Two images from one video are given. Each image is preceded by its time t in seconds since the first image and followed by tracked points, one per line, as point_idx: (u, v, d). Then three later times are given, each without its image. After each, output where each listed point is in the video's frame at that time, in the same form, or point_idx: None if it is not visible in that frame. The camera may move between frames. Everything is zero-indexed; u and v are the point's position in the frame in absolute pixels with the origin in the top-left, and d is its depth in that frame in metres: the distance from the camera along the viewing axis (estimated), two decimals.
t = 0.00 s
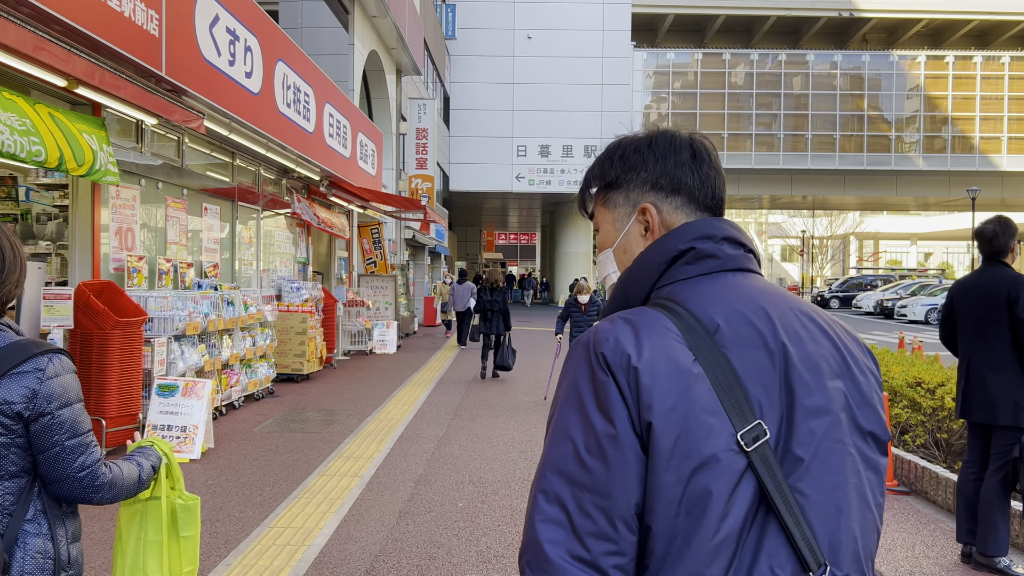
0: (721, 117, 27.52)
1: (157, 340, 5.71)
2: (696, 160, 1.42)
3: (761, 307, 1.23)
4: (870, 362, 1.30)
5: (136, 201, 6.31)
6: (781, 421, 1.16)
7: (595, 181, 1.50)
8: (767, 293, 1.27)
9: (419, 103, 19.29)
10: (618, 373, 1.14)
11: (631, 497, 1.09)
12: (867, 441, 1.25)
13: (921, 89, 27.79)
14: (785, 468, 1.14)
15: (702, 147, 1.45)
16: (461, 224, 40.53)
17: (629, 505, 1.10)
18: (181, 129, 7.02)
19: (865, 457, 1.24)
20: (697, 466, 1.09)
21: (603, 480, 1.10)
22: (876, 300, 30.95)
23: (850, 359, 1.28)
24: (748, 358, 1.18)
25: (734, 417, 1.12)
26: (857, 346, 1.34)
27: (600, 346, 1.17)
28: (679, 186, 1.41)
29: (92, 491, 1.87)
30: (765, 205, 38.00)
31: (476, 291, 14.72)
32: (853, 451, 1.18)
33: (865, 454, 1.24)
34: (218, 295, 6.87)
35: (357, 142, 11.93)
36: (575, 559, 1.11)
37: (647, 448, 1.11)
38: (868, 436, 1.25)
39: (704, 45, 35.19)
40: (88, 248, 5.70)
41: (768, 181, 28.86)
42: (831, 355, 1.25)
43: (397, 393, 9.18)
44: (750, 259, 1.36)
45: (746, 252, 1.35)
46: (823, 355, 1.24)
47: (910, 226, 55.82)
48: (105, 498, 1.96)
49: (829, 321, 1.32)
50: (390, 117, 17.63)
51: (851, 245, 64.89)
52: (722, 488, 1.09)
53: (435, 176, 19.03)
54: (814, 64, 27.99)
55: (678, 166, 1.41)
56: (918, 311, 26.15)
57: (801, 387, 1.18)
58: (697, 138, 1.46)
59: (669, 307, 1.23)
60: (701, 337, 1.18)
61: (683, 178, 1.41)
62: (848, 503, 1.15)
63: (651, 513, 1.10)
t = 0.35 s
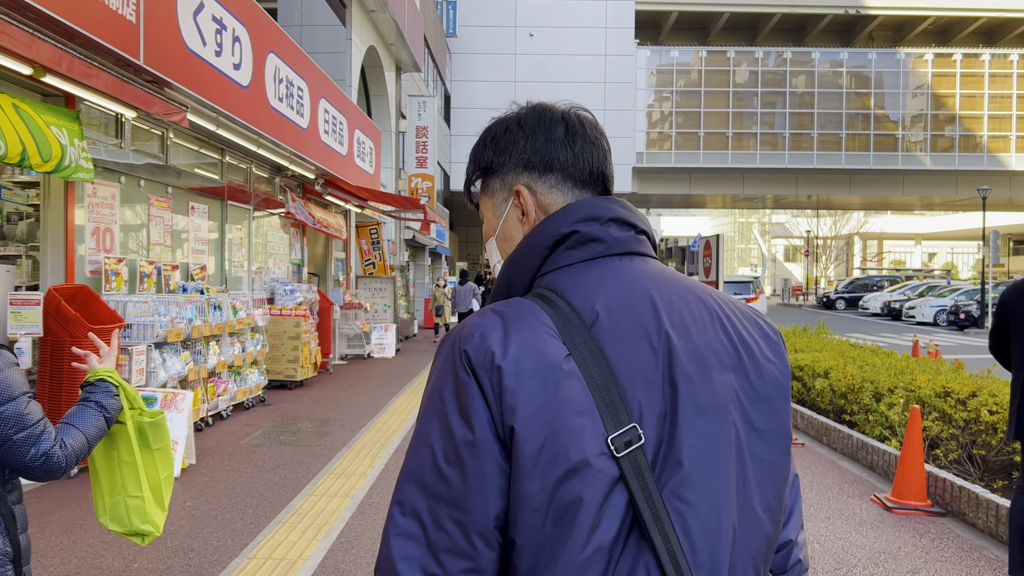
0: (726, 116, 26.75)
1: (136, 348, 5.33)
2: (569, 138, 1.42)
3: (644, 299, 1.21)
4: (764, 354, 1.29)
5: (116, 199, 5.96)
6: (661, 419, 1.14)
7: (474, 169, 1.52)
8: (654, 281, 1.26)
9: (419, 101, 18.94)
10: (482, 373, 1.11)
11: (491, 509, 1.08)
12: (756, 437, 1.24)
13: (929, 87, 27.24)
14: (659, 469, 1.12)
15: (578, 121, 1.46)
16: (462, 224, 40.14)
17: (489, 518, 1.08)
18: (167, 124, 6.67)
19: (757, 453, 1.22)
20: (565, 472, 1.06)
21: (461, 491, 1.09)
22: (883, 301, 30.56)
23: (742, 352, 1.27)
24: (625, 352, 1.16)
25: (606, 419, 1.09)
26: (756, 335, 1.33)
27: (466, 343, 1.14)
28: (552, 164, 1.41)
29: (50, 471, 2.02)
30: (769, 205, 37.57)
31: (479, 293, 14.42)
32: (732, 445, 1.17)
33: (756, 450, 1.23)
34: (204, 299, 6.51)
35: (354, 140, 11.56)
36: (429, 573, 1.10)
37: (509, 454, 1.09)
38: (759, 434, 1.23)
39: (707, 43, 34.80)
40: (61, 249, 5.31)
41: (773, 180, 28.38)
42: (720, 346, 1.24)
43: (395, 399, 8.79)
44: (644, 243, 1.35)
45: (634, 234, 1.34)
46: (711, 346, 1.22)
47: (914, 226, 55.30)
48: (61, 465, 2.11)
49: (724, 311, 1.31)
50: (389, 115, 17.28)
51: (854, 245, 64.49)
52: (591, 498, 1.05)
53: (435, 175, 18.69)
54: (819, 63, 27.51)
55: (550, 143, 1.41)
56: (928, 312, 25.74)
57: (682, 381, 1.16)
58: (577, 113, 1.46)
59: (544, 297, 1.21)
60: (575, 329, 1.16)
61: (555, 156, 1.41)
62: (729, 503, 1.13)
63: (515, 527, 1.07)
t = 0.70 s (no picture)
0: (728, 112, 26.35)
1: (103, 350, 4.93)
2: (460, 127, 1.38)
3: (519, 307, 1.18)
4: (654, 374, 1.24)
5: (85, 190, 5.56)
6: (521, 438, 1.12)
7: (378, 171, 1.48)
8: (535, 290, 1.23)
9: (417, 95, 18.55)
10: (326, 372, 1.10)
11: (323, 523, 1.08)
12: (634, 464, 1.20)
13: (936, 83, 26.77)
14: (515, 490, 1.09)
15: (479, 107, 1.42)
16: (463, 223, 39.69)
17: (322, 532, 1.09)
18: (143, 111, 6.26)
19: (632, 481, 1.19)
20: (401, 490, 1.05)
21: (294, 501, 1.10)
22: (889, 300, 30.14)
23: (626, 374, 1.23)
24: (489, 361, 1.14)
25: (457, 432, 1.07)
26: (653, 359, 1.28)
27: (316, 339, 1.13)
28: (434, 156, 1.38)
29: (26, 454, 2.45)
30: (772, 203, 37.14)
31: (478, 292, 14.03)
32: (603, 471, 1.14)
33: (632, 478, 1.19)
34: (183, 297, 6.13)
35: (348, 133, 11.19)
36: None
37: (347, 460, 1.09)
38: (637, 460, 1.20)
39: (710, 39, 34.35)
40: (19, 240, 4.89)
41: (777, 178, 27.99)
42: (596, 364, 1.21)
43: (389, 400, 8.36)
44: (537, 248, 1.32)
45: (526, 237, 1.30)
46: (585, 363, 1.19)
47: (917, 225, 54.91)
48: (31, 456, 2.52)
49: (615, 329, 1.27)
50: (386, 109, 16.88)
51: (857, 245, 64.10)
52: (427, 525, 1.03)
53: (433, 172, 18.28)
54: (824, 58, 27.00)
55: (435, 132, 1.38)
56: (935, 311, 25.35)
57: (545, 399, 1.14)
58: (484, 102, 1.44)
59: (415, 297, 1.19)
60: (438, 331, 1.14)
61: (440, 144, 1.38)
62: (586, 528, 1.10)
63: (348, 543, 1.07)
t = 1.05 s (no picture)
0: (732, 110, 25.94)
1: (65, 357, 4.54)
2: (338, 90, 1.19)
3: (391, 271, 1.02)
4: (535, 342, 1.12)
5: (49, 183, 5.17)
6: (396, 418, 0.94)
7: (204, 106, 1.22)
8: (405, 257, 1.06)
9: (415, 91, 18.18)
10: (163, 350, 0.89)
11: (161, 524, 0.87)
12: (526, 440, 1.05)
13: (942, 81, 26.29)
14: (394, 473, 0.92)
15: (351, 79, 1.23)
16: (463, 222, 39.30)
17: (159, 535, 0.88)
18: (117, 100, 5.90)
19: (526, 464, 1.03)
20: (262, 478, 0.86)
21: (123, 499, 0.87)
22: (895, 301, 29.72)
23: (507, 345, 1.08)
24: (358, 330, 0.96)
25: (329, 412, 0.89)
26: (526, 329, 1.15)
27: (145, 311, 0.92)
28: (319, 117, 1.17)
29: None
30: (775, 202, 36.72)
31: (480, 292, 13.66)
32: (493, 450, 0.98)
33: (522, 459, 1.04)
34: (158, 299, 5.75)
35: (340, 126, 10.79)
36: None
37: (192, 449, 0.88)
38: (528, 436, 1.05)
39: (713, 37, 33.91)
40: None
41: (780, 177, 27.57)
42: (477, 331, 1.05)
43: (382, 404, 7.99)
44: (401, 215, 1.15)
45: (389, 203, 1.13)
46: (466, 333, 1.03)
47: (921, 224, 54.49)
48: None
49: (489, 296, 1.13)
50: (383, 104, 16.48)
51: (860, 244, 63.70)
52: (299, 510, 0.86)
53: (431, 168, 17.90)
54: (828, 55, 26.52)
55: (315, 93, 1.17)
56: (942, 312, 24.97)
57: (426, 370, 0.97)
58: (352, 75, 1.24)
59: (268, 268, 1.00)
60: (298, 300, 0.96)
61: (324, 109, 1.18)
62: (480, 520, 0.93)
63: (194, 545, 0.88)
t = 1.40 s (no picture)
0: (735, 108, 25.49)
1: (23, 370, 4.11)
2: (114, 97, 1.08)
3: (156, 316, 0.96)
4: (329, 381, 1.08)
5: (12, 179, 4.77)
6: (160, 485, 0.89)
7: None
8: (189, 291, 1.01)
9: (414, 88, 17.78)
10: None
11: None
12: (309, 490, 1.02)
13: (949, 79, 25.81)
14: (156, 543, 0.88)
15: (129, 82, 1.12)
16: (464, 222, 38.88)
17: None
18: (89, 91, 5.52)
19: (308, 510, 1.01)
20: None
21: None
22: (901, 301, 29.27)
23: (296, 389, 1.04)
24: (110, 385, 0.90)
25: (72, 486, 0.82)
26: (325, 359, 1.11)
27: None
28: (88, 129, 1.06)
29: None
30: (778, 202, 36.25)
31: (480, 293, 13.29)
32: (264, 508, 0.95)
33: (307, 507, 1.01)
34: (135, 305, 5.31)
35: (334, 124, 10.42)
36: None
37: None
38: (313, 486, 1.02)
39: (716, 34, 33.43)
40: None
41: (785, 176, 27.10)
42: (261, 375, 1.01)
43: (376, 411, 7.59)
44: (186, 239, 1.07)
45: (167, 225, 1.05)
46: (246, 378, 0.99)
47: (925, 225, 53.97)
48: None
49: (286, 331, 1.09)
50: (380, 103, 16.10)
51: (862, 245, 63.18)
52: None
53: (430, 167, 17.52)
54: (833, 52, 26.03)
55: (82, 101, 1.06)
56: (950, 313, 24.51)
57: (193, 426, 0.92)
58: (134, 76, 1.13)
59: (10, 314, 0.91)
60: (40, 352, 0.88)
61: (93, 119, 1.07)
62: None
63: None
